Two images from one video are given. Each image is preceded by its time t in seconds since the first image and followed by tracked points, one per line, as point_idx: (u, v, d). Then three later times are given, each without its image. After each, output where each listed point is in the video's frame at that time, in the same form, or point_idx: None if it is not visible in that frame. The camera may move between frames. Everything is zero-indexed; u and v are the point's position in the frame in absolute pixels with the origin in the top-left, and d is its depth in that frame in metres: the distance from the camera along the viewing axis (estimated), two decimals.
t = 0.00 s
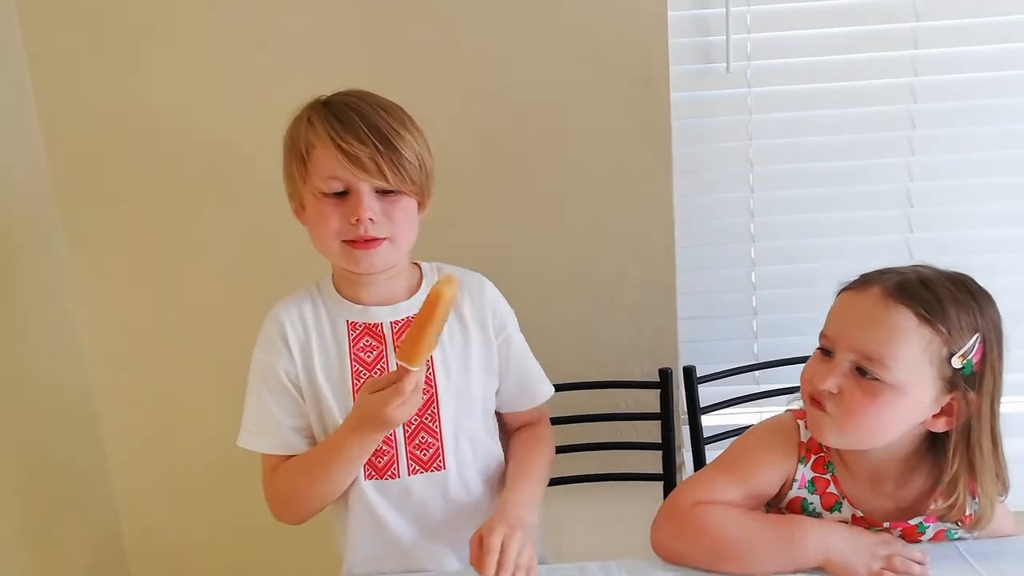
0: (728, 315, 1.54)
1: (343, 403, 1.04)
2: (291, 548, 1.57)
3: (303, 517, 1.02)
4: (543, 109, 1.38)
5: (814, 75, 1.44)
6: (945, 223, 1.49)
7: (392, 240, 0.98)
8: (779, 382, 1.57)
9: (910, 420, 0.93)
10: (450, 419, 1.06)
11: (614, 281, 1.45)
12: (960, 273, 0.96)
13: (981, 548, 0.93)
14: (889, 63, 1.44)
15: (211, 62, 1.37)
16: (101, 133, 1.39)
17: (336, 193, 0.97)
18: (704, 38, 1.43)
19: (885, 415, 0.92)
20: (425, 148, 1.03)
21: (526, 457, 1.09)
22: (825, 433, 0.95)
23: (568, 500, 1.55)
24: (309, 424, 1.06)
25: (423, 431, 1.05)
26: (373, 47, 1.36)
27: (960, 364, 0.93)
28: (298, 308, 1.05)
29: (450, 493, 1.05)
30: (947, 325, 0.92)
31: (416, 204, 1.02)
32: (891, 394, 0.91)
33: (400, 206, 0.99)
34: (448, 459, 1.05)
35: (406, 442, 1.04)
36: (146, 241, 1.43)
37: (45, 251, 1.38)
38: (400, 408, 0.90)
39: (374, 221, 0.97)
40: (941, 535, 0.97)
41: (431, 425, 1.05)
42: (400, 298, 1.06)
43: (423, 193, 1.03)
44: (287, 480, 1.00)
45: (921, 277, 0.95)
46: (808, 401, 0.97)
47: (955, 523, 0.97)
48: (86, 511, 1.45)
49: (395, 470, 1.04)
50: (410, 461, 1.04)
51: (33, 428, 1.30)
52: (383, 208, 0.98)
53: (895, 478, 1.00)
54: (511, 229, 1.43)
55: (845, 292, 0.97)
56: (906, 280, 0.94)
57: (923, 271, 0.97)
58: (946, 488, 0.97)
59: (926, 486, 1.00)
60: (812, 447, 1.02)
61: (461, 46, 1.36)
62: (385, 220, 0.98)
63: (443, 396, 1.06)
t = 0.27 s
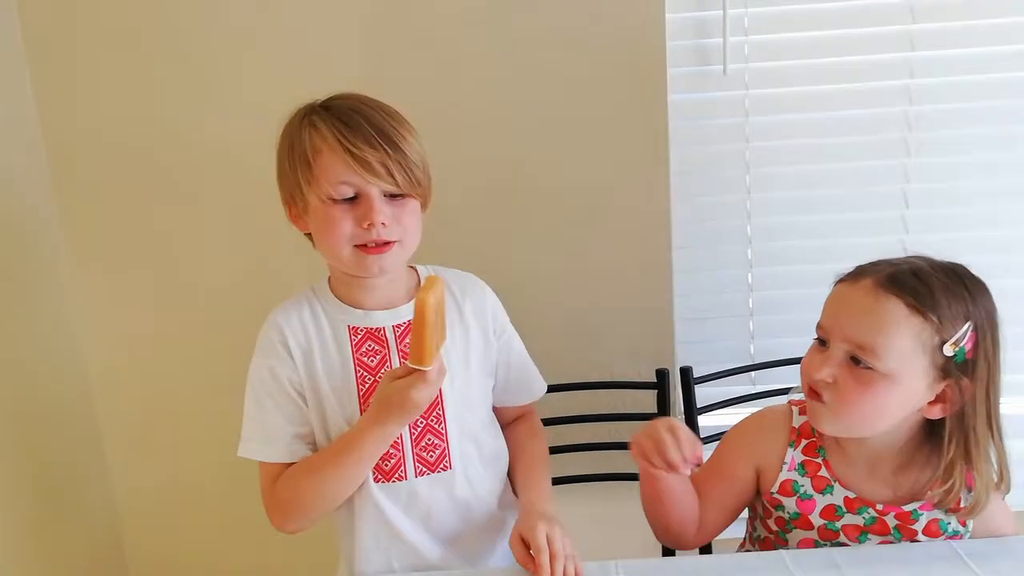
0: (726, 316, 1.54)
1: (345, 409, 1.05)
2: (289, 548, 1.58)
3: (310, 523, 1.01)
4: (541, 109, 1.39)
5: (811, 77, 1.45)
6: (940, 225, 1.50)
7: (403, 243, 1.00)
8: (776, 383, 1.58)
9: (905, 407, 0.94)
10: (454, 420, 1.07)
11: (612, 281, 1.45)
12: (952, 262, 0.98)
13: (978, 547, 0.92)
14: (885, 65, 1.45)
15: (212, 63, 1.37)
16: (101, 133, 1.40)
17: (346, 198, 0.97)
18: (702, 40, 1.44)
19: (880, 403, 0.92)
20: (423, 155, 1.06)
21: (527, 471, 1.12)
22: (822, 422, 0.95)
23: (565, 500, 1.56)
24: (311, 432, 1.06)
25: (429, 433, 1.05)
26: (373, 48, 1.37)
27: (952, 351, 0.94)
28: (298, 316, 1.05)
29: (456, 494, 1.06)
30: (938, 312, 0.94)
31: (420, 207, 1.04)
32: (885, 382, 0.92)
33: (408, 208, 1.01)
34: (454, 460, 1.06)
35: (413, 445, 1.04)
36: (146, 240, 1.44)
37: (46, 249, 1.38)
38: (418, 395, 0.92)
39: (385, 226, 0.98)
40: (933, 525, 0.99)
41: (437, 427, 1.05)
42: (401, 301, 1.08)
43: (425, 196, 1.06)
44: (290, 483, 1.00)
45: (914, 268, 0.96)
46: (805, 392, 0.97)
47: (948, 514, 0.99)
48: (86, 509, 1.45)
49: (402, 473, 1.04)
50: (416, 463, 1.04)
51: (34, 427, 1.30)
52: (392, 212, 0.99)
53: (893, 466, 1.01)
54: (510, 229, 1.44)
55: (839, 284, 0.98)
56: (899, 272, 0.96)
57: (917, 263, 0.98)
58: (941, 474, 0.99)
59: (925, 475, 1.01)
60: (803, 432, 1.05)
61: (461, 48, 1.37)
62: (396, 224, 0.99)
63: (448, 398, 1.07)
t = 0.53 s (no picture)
0: (728, 319, 1.56)
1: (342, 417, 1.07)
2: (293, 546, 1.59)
3: (307, 536, 1.02)
4: (547, 112, 1.40)
5: (813, 81, 1.47)
6: (941, 227, 1.51)
7: (379, 244, 1.04)
8: (779, 387, 1.59)
9: (901, 397, 0.97)
10: (452, 430, 1.08)
11: (614, 285, 1.47)
12: (932, 253, 1.01)
13: (980, 552, 0.93)
14: (887, 69, 1.46)
15: (219, 65, 1.39)
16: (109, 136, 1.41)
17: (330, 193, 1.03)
18: (704, 44, 1.45)
19: (875, 396, 0.96)
20: (424, 158, 1.10)
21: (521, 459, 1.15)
22: (823, 420, 0.99)
23: (569, 502, 1.57)
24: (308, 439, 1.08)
25: (427, 443, 1.07)
26: (378, 51, 1.38)
27: (938, 338, 0.97)
28: (293, 326, 1.08)
29: (455, 503, 1.07)
30: (923, 302, 0.96)
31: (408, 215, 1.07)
32: (877, 375, 0.95)
33: (391, 213, 1.04)
34: (452, 470, 1.07)
35: (411, 454, 1.06)
36: (152, 241, 1.45)
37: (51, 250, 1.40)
38: (376, 397, 0.95)
39: (363, 226, 1.02)
40: (933, 517, 1.02)
41: (435, 437, 1.07)
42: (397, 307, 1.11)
43: (418, 206, 1.09)
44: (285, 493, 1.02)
45: (895, 261, 0.99)
46: (804, 391, 1.01)
47: (946, 508, 1.03)
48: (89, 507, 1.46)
49: (400, 483, 1.06)
50: (415, 472, 1.06)
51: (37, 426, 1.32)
52: (374, 214, 1.03)
53: (891, 457, 1.05)
54: (514, 232, 1.45)
55: (824, 282, 1.02)
56: (880, 265, 0.99)
57: (899, 256, 1.01)
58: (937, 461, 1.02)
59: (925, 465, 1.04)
60: (804, 422, 1.09)
61: (465, 51, 1.38)
62: (374, 226, 1.03)
63: (444, 409, 1.09)
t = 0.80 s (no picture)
0: (727, 315, 1.55)
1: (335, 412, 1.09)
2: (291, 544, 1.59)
3: (308, 536, 1.02)
4: (545, 107, 1.40)
5: (810, 75, 1.46)
6: (940, 223, 1.51)
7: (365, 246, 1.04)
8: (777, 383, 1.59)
9: (883, 376, 1.06)
10: (443, 427, 1.10)
11: (613, 281, 1.46)
12: (905, 240, 1.10)
13: (974, 546, 0.94)
14: (886, 63, 1.46)
15: (216, 60, 1.39)
16: (106, 132, 1.41)
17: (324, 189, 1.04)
18: (702, 39, 1.45)
19: (859, 376, 1.04)
20: (426, 163, 1.10)
21: (521, 457, 1.15)
22: (811, 403, 1.07)
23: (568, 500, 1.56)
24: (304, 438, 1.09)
25: (419, 439, 1.09)
26: (376, 46, 1.38)
27: (915, 318, 1.06)
28: (286, 325, 1.10)
29: (448, 500, 1.08)
30: (898, 285, 1.05)
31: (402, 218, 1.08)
32: (859, 356, 1.04)
33: (383, 217, 1.05)
34: (444, 467, 1.09)
35: (403, 451, 1.08)
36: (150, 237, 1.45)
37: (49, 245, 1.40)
38: (364, 384, 0.97)
39: (352, 226, 1.03)
40: (921, 502, 1.10)
41: (427, 433, 1.09)
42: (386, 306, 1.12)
43: (415, 210, 1.09)
44: (281, 491, 1.04)
45: (869, 249, 1.08)
46: (791, 377, 1.09)
47: (933, 492, 1.11)
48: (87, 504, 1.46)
49: (394, 479, 1.07)
50: (407, 468, 1.08)
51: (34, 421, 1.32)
52: (364, 214, 1.04)
53: (879, 441, 1.13)
54: (512, 228, 1.45)
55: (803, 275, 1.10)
56: (854, 253, 1.08)
57: (873, 245, 1.10)
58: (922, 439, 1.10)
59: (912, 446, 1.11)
60: (793, 412, 1.16)
61: (463, 47, 1.38)
62: (363, 228, 1.04)
63: (436, 405, 1.11)
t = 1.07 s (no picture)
0: (729, 310, 1.54)
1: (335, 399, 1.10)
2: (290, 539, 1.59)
3: (308, 536, 1.01)
4: (548, 102, 1.39)
5: (816, 71, 1.45)
6: (944, 220, 1.49)
7: (364, 243, 1.05)
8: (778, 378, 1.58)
9: (871, 359, 1.08)
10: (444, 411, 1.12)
11: (614, 275, 1.45)
12: (889, 229, 1.13)
13: (972, 540, 0.93)
14: (893, 59, 1.45)
15: (218, 54, 1.38)
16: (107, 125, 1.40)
17: (329, 182, 1.03)
18: (708, 33, 1.44)
19: (848, 358, 1.06)
20: (433, 163, 1.09)
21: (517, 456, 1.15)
22: (802, 388, 1.08)
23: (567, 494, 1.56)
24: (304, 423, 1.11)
25: (419, 424, 1.10)
26: (378, 40, 1.38)
27: (901, 302, 1.08)
28: (288, 311, 1.11)
29: (449, 485, 1.10)
30: (883, 269, 1.08)
31: (405, 219, 1.08)
32: (847, 338, 1.05)
33: (385, 217, 1.04)
34: (444, 452, 1.10)
35: (403, 436, 1.10)
36: (151, 232, 1.45)
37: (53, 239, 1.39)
38: (367, 366, 0.97)
39: (354, 223, 1.03)
40: (911, 487, 1.11)
41: (426, 418, 1.11)
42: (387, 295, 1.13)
43: (420, 212, 1.09)
44: (282, 475, 1.05)
45: (853, 236, 1.11)
46: (782, 366, 1.10)
47: (923, 478, 1.12)
48: (90, 500, 1.46)
49: (393, 464, 1.09)
50: (407, 453, 1.09)
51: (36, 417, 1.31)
52: (366, 213, 1.03)
53: (868, 427, 1.15)
54: (514, 222, 1.44)
55: (789, 265, 1.12)
56: (839, 241, 1.10)
57: (857, 234, 1.13)
58: (909, 423, 1.12)
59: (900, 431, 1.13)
60: (784, 402, 1.17)
61: (466, 40, 1.37)
62: (364, 225, 1.04)
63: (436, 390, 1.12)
